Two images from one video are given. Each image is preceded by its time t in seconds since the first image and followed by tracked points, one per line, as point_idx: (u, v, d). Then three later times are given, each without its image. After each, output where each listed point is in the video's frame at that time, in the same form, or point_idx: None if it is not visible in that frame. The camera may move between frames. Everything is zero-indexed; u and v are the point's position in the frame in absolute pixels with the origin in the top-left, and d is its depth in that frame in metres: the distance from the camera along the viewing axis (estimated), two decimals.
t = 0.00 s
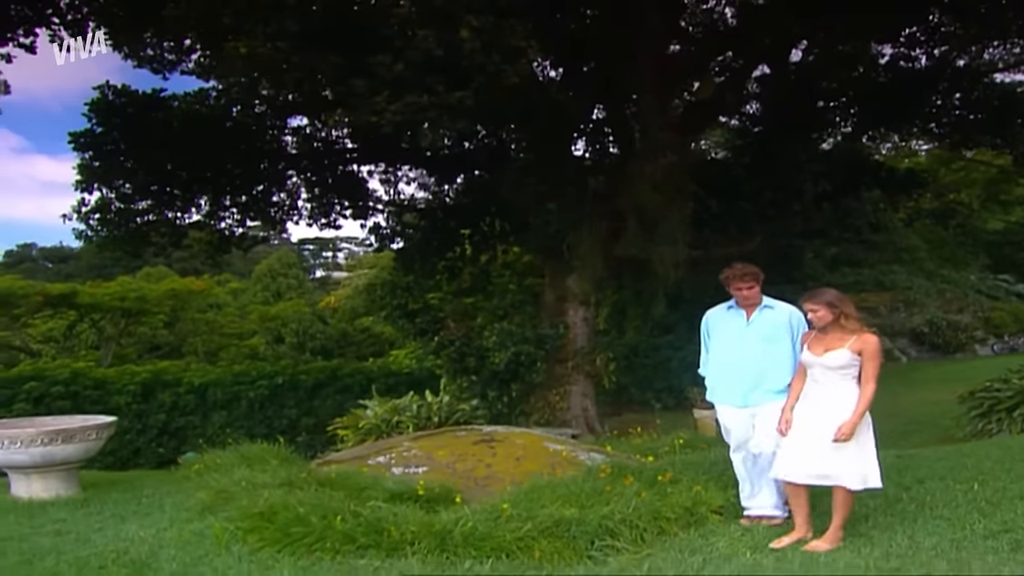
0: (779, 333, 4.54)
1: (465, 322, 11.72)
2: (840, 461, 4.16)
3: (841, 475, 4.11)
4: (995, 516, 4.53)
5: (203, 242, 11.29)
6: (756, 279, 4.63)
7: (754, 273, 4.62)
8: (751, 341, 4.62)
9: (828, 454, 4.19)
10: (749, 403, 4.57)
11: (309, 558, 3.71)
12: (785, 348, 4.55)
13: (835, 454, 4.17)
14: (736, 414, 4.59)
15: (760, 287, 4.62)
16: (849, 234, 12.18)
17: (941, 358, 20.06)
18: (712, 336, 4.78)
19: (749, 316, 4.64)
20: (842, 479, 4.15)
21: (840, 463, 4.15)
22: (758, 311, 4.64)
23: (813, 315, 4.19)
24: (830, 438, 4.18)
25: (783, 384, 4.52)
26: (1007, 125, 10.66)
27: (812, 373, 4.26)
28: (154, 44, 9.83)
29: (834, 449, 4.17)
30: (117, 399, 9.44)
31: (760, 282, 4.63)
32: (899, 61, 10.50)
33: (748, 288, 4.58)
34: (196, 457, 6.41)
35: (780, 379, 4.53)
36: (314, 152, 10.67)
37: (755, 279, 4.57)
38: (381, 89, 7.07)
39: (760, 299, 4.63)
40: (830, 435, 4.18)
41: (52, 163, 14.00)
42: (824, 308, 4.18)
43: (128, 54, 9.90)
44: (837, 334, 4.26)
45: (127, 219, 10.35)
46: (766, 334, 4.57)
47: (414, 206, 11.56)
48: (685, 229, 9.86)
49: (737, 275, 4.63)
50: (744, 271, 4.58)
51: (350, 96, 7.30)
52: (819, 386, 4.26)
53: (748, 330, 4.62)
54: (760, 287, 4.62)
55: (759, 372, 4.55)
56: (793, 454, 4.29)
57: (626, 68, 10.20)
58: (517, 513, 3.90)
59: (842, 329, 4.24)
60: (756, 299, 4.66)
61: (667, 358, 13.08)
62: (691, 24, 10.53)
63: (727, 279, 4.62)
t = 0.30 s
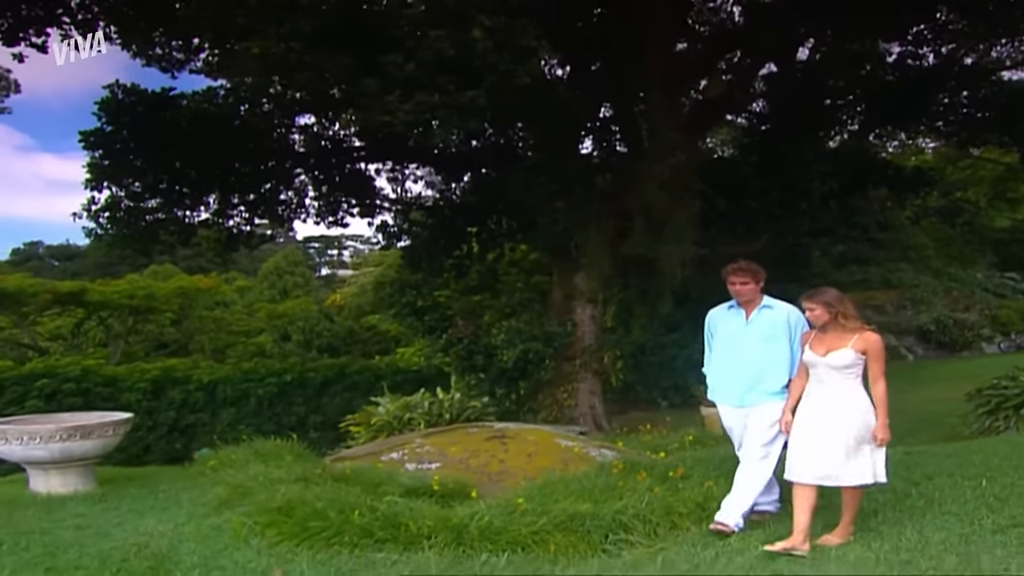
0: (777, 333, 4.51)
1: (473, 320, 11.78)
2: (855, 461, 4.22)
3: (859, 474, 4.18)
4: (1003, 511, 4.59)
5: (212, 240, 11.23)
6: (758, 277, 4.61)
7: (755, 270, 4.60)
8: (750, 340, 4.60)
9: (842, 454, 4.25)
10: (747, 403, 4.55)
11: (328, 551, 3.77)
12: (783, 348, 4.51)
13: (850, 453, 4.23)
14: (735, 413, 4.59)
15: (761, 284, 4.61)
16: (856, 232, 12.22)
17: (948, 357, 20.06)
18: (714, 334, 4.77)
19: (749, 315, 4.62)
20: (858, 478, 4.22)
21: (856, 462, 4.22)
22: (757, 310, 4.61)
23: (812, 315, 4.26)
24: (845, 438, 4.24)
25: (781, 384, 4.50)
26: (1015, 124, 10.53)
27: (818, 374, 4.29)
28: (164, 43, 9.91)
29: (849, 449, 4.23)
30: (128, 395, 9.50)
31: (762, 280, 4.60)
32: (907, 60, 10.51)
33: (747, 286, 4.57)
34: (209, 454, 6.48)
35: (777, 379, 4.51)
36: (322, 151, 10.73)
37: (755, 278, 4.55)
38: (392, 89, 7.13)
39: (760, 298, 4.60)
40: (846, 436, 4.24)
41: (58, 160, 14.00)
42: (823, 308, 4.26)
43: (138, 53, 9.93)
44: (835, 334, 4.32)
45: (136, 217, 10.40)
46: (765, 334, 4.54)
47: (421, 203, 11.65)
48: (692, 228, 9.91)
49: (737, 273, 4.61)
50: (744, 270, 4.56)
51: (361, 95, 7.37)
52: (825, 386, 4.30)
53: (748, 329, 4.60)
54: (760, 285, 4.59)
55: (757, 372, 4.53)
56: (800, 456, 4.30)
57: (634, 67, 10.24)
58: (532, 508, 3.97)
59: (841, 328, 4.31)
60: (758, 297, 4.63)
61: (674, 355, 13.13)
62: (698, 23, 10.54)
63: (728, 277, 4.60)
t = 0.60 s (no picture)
0: (775, 332, 4.44)
1: (483, 317, 11.83)
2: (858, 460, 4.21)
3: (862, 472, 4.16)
4: (1014, 506, 4.63)
5: (221, 238, 11.36)
6: (765, 274, 4.55)
7: (761, 266, 4.58)
8: (749, 337, 4.53)
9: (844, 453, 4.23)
10: (742, 401, 4.49)
11: (347, 544, 3.83)
12: (780, 348, 4.44)
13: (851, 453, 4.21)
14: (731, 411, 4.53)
15: (768, 280, 4.56)
16: (865, 229, 12.23)
17: (956, 354, 20.05)
18: (713, 330, 4.70)
19: (749, 312, 4.55)
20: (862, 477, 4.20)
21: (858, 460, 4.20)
22: (758, 308, 4.54)
23: (810, 311, 4.31)
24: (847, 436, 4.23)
25: (775, 385, 4.41)
26: None
27: (815, 373, 4.30)
28: (173, 41, 9.97)
29: (849, 447, 4.22)
30: (140, 392, 9.56)
31: (769, 277, 4.55)
32: (915, 57, 10.53)
33: (754, 280, 4.49)
34: (224, 450, 6.54)
35: (772, 380, 4.42)
36: (331, 149, 10.85)
37: (761, 274, 4.50)
38: (405, 87, 7.18)
39: (762, 296, 4.54)
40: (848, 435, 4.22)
41: (65, 158, 14.01)
42: (821, 305, 4.30)
43: (147, 52, 10.01)
44: (833, 333, 4.34)
45: (147, 215, 10.45)
46: (763, 333, 4.48)
47: (429, 200, 11.77)
48: (701, 225, 9.96)
49: (744, 266, 4.56)
50: (750, 264, 4.51)
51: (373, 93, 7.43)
52: (824, 385, 4.30)
53: (746, 326, 4.53)
54: (765, 282, 4.52)
55: (754, 370, 4.46)
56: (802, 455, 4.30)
57: (643, 65, 10.31)
58: (548, 502, 4.03)
59: (839, 327, 4.32)
60: (761, 294, 4.57)
61: (682, 352, 13.16)
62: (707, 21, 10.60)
63: (733, 271, 4.55)
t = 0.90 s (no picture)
0: (778, 330, 4.48)
1: (493, 314, 11.88)
2: (843, 456, 4.17)
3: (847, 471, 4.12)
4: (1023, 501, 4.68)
5: (231, 236, 11.39)
6: (769, 268, 4.58)
7: (767, 259, 4.59)
8: (751, 334, 4.56)
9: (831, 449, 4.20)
10: (742, 398, 4.54)
11: (367, 537, 3.90)
12: (783, 346, 4.49)
13: (837, 449, 4.18)
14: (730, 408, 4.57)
15: (773, 275, 4.57)
16: (874, 227, 12.25)
17: (964, 352, 20.09)
18: (714, 324, 4.73)
19: (750, 307, 4.58)
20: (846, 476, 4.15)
21: (843, 458, 4.16)
22: (760, 304, 4.57)
23: (807, 306, 4.27)
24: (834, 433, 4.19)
25: (777, 384, 4.47)
26: None
27: (809, 368, 4.26)
28: (183, 40, 10.05)
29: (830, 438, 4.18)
30: (151, 390, 9.56)
31: (774, 272, 4.57)
32: (925, 55, 10.62)
33: (758, 276, 4.51)
34: (240, 445, 6.62)
35: (774, 378, 4.48)
36: (340, 146, 10.86)
37: (765, 269, 4.53)
38: (419, 87, 7.24)
39: (765, 292, 4.57)
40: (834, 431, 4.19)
41: (70, 155, 14.06)
42: (818, 301, 4.26)
43: (157, 50, 10.12)
44: (831, 327, 4.29)
45: (159, 213, 10.57)
46: (767, 330, 4.51)
47: (438, 198, 11.78)
48: (711, 223, 10.00)
49: (749, 260, 4.57)
50: (756, 258, 4.54)
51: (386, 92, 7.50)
52: (817, 380, 4.26)
53: (748, 322, 4.56)
54: (769, 278, 4.55)
55: (755, 368, 4.50)
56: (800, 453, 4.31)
57: (651, 63, 10.29)
58: (565, 496, 4.09)
59: (837, 322, 4.27)
60: (763, 290, 4.59)
61: (691, 350, 13.21)
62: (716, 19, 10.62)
63: (739, 265, 4.55)
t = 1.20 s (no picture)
0: (778, 328, 4.50)
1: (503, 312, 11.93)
2: (838, 457, 4.12)
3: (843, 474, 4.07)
4: None
5: (240, 234, 11.54)
6: (773, 265, 4.59)
7: (770, 257, 4.60)
8: (753, 331, 4.59)
9: (826, 451, 4.16)
10: (742, 394, 4.58)
11: (386, 532, 3.97)
12: (785, 344, 4.51)
13: (832, 453, 4.13)
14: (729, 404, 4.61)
15: (776, 272, 4.58)
16: (882, 225, 12.28)
17: (971, 350, 20.11)
18: (717, 320, 4.75)
19: (752, 305, 4.60)
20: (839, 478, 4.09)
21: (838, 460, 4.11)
22: (764, 301, 4.59)
23: (806, 304, 4.19)
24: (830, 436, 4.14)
25: (778, 382, 4.51)
26: None
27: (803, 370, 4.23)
28: (193, 39, 10.18)
29: (827, 443, 4.13)
30: (162, 387, 9.57)
31: (778, 269, 4.58)
32: (933, 53, 10.60)
33: (763, 273, 4.53)
34: (255, 441, 6.70)
35: (775, 376, 4.52)
36: (348, 145, 10.96)
37: (768, 267, 4.53)
38: (432, 87, 7.30)
39: (769, 289, 4.58)
40: (829, 431, 4.14)
41: (76, 153, 13.97)
42: (820, 297, 4.17)
43: (167, 50, 10.22)
44: (825, 325, 4.25)
45: (169, 211, 10.68)
46: (770, 328, 4.53)
47: (446, 197, 11.79)
48: (719, 223, 10.06)
49: (754, 257, 4.58)
50: (760, 254, 4.53)
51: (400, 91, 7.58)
52: (810, 379, 4.22)
53: (749, 319, 4.59)
54: (772, 276, 4.55)
55: (757, 365, 4.54)
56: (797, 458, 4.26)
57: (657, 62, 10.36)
58: (580, 491, 4.19)
59: (832, 319, 4.23)
60: (766, 288, 4.61)
61: (699, 348, 13.26)
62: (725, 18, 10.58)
63: (744, 262, 4.57)
